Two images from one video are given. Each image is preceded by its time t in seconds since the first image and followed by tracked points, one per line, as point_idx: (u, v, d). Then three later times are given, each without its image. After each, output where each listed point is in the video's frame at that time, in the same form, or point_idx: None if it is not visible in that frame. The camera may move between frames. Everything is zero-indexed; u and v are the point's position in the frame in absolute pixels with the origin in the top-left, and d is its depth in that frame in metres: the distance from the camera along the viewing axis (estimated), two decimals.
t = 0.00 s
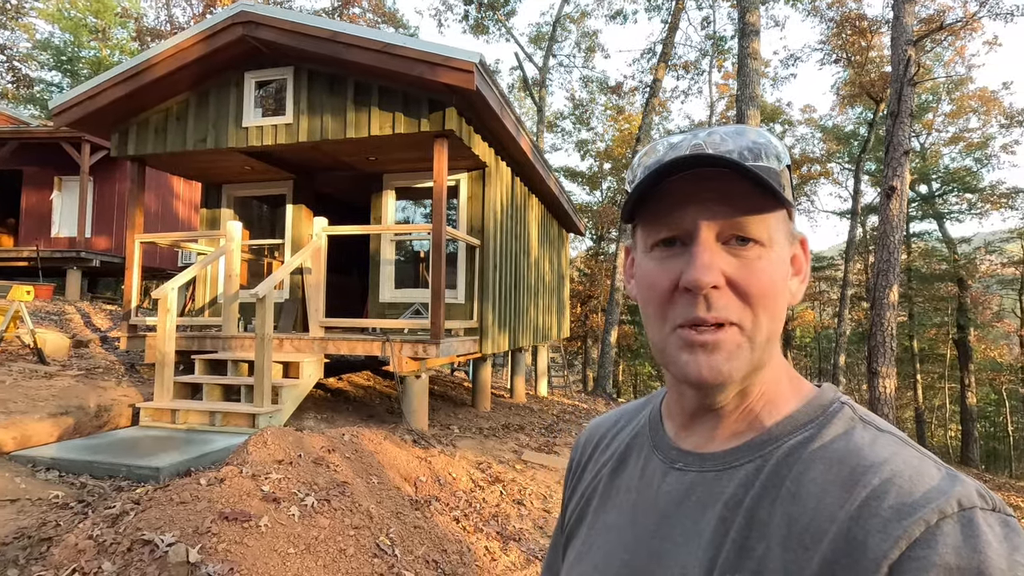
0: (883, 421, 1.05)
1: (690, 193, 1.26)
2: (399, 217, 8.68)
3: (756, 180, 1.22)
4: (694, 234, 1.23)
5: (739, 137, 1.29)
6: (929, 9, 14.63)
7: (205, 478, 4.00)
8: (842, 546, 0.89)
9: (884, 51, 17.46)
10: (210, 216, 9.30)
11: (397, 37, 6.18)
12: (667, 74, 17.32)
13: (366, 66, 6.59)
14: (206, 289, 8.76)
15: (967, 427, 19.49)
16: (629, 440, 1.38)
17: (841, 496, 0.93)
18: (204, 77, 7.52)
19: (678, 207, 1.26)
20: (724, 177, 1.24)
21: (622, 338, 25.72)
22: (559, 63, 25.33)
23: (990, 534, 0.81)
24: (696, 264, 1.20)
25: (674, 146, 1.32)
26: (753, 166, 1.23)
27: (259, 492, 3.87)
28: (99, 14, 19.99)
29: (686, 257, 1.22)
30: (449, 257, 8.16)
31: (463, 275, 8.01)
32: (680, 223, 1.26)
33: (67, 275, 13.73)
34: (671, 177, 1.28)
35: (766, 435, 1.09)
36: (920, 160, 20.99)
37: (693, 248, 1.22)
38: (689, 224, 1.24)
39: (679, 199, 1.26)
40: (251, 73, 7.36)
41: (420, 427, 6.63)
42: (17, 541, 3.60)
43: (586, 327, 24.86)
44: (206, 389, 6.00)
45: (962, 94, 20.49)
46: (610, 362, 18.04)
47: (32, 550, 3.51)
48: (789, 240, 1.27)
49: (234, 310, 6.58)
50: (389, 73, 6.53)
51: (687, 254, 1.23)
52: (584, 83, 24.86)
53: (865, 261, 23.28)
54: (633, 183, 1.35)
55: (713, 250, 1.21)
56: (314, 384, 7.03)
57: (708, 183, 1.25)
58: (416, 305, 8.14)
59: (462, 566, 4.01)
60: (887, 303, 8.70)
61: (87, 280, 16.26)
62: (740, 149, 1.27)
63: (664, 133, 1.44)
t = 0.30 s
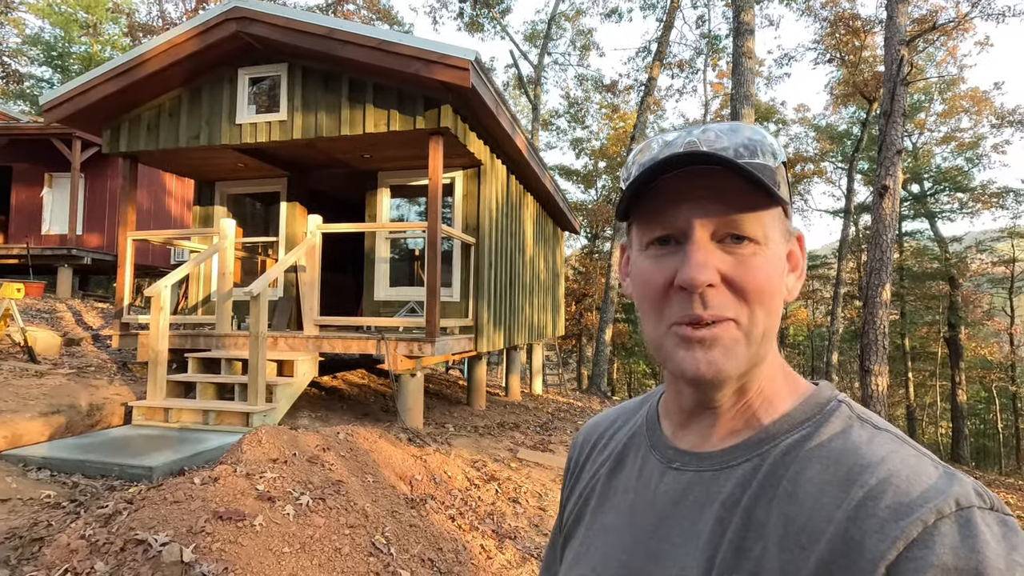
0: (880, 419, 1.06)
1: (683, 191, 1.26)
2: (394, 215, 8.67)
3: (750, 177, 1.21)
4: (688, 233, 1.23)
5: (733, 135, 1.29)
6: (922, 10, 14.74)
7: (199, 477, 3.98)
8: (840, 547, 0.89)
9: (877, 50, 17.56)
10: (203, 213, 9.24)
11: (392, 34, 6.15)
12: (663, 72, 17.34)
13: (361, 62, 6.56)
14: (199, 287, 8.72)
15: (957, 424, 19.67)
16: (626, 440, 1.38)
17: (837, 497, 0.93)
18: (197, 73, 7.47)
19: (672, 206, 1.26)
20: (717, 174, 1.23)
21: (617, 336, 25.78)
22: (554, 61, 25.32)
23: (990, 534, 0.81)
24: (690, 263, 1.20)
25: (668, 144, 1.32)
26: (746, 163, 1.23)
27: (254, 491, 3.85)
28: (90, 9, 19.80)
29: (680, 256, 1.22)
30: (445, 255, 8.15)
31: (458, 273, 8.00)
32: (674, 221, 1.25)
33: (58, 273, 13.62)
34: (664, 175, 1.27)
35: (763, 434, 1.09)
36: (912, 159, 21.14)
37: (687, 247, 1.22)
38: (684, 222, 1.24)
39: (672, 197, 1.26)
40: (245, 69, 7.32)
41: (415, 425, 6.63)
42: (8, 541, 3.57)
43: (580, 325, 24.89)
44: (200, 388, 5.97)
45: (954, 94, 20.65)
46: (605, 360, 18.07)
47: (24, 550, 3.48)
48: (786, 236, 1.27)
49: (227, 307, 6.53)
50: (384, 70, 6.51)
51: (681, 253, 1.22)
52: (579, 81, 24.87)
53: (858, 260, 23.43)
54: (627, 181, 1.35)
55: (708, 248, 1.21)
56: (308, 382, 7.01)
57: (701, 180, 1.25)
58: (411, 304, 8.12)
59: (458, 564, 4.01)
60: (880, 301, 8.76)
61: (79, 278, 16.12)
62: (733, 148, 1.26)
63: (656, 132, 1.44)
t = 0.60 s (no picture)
0: (880, 413, 1.07)
1: (681, 185, 1.26)
2: (390, 213, 8.65)
3: (749, 171, 1.22)
4: (687, 228, 1.24)
5: (730, 129, 1.30)
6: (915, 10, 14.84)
7: (196, 474, 3.97)
8: (840, 540, 0.90)
9: (871, 50, 17.63)
10: (198, 211, 9.20)
11: (388, 31, 6.13)
12: (658, 70, 17.37)
13: (357, 59, 6.54)
14: (193, 285, 8.68)
15: (949, 422, 19.81)
16: (626, 436, 1.39)
17: (837, 489, 0.94)
18: (192, 69, 7.43)
19: (670, 201, 1.26)
20: (715, 168, 1.24)
21: (612, 334, 25.81)
22: (550, 59, 25.30)
23: (989, 526, 0.82)
24: (689, 258, 1.20)
25: (666, 139, 1.32)
26: (744, 156, 1.23)
27: (251, 488, 3.84)
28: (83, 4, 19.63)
29: (679, 251, 1.23)
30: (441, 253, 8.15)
31: (454, 271, 7.99)
32: (673, 216, 1.26)
33: (50, 270, 13.51)
34: (662, 170, 1.28)
35: (763, 428, 1.10)
36: (905, 159, 21.29)
37: (685, 241, 1.23)
38: (683, 217, 1.25)
39: (670, 192, 1.27)
40: (240, 66, 7.28)
41: (411, 423, 6.63)
42: (3, 540, 3.55)
43: (576, 323, 24.90)
44: (195, 385, 5.94)
45: (947, 94, 20.80)
46: (600, 358, 18.08)
47: (20, 547, 3.46)
48: (785, 231, 1.27)
49: (223, 305, 6.50)
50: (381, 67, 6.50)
51: (680, 248, 1.23)
52: (575, 79, 24.88)
53: (851, 259, 23.55)
54: (625, 176, 1.35)
55: (706, 243, 1.21)
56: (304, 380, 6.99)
57: (700, 174, 1.25)
58: (407, 302, 8.11)
59: (455, 561, 4.01)
60: (873, 300, 8.81)
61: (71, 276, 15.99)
62: (732, 141, 1.27)
63: (654, 127, 1.44)
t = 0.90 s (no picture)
0: (877, 412, 1.07)
1: (680, 184, 1.26)
2: (385, 211, 8.63)
3: (750, 169, 1.22)
4: (685, 225, 1.24)
5: (729, 126, 1.30)
6: (909, 10, 14.92)
7: (191, 473, 3.96)
8: (838, 538, 0.90)
9: (866, 50, 17.68)
10: (192, 209, 9.15)
11: (385, 29, 6.11)
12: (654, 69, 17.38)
13: (353, 57, 6.52)
14: (188, 283, 8.64)
15: (941, 420, 19.93)
16: (623, 434, 1.39)
17: (835, 488, 0.95)
18: (186, 66, 7.38)
19: (668, 199, 1.27)
20: (714, 165, 1.24)
21: (607, 333, 25.84)
22: (545, 57, 25.28)
23: (986, 525, 0.83)
24: (687, 255, 1.21)
25: (665, 137, 1.32)
26: (743, 153, 1.24)
27: (247, 487, 3.83)
28: None
29: (676, 248, 1.24)
30: (437, 251, 8.15)
31: (450, 269, 7.98)
32: (671, 213, 1.26)
33: (42, 268, 13.41)
34: (662, 167, 1.28)
35: (761, 427, 1.11)
36: (899, 158, 21.41)
37: (683, 239, 1.24)
38: (680, 215, 1.25)
39: (668, 190, 1.27)
40: (235, 63, 7.25)
41: (407, 421, 6.63)
42: None
43: (571, 322, 24.91)
44: (190, 384, 5.92)
45: (940, 94, 20.92)
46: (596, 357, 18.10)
47: (13, 548, 3.44)
48: (783, 229, 1.28)
49: (217, 303, 6.47)
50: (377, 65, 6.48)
51: (678, 245, 1.24)
52: (571, 78, 24.88)
53: (845, 258, 23.66)
54: (623, 173, 1.35)
55: (704, 240, 1.22)
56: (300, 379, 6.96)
57: (698, 172, 1.25)
58: (403, 300, 8.10)
59: (451, 559, 4.01)
60: (867, 299, 8.86)
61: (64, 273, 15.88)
62: (732, 138, 1.27)
63: (651, 125, 1.45)
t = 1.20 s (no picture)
0: (873, 411, 1.08)
1: (677, 181, 1.26)
2: (380, 210, 8.62)
3: (748, 167, 1.22)
4: (681, 223, 1.25)
5: (726, 124, 1.30)
6: (901, 12, 15.02)
7: (185, 473, 3.95)
8: (834, 538, 0.91)
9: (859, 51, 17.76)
10: (185, 207, 9.09)
11: (380, 28, 6.10)
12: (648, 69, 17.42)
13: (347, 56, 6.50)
14: (181, 282, 8.59)
15: (932, 419, 20.06)
16: (619, 432, 1.40)
17: (831, 487, 0.95)
18: (180, 64, 7.34)
19: (665, 197, 1.27)
20: (710, 162, 1.24)
21: (602, 333, 25.87)
22: (540, 56, 25.30)
23: (981, 524, 0.83)
24: (682, 253, 1.22)
25: (661, 134, 1.33)
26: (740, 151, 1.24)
27: (241, 487, 3.82)
28: None
29: (673, 247, 1.24)
30: (432, 251, 8.14)
31: (445, 269, 7.97)
32: (667, 211, 1.26)
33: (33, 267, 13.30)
34: (659, 164, 1.28)
35: (757, 426, 1.11)
36: (891, 159, 21.57)
37: (680, 237, 1.24)
38: (677, 212, 1.25)
39: (665, 188, 1.27)
40: (229, 61, 7.22)
41: (402, 420, 6.62)
42: None
43: (566, 321, 24.94)
44: (184, 383, 5.90)
45: (932, 95, 21.07)
46: (590, 356, 18.11)
47: (5, 548, 3.41)
48: (779, 228, 1.28)
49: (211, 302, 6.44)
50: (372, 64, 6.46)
51: (673, 243, 1.24)
52: (566, 77, 24.88)
53: (838, 258, 23.80)
54: (619, 170, 1.35)
55: (700, 238, 1.22)
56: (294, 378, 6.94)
57: (695, 170, 1.25)
58: (398, 299, 8.08)
59: (447, 558, 4.01)
60: (859, 298, 8.92)
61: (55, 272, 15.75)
62: (731, 136, 1.27)
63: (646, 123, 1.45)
